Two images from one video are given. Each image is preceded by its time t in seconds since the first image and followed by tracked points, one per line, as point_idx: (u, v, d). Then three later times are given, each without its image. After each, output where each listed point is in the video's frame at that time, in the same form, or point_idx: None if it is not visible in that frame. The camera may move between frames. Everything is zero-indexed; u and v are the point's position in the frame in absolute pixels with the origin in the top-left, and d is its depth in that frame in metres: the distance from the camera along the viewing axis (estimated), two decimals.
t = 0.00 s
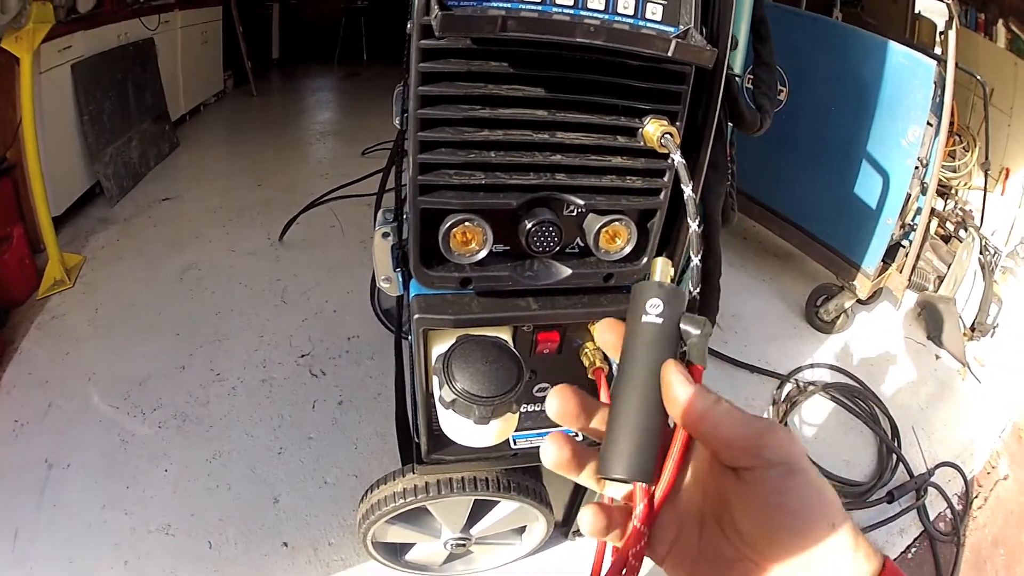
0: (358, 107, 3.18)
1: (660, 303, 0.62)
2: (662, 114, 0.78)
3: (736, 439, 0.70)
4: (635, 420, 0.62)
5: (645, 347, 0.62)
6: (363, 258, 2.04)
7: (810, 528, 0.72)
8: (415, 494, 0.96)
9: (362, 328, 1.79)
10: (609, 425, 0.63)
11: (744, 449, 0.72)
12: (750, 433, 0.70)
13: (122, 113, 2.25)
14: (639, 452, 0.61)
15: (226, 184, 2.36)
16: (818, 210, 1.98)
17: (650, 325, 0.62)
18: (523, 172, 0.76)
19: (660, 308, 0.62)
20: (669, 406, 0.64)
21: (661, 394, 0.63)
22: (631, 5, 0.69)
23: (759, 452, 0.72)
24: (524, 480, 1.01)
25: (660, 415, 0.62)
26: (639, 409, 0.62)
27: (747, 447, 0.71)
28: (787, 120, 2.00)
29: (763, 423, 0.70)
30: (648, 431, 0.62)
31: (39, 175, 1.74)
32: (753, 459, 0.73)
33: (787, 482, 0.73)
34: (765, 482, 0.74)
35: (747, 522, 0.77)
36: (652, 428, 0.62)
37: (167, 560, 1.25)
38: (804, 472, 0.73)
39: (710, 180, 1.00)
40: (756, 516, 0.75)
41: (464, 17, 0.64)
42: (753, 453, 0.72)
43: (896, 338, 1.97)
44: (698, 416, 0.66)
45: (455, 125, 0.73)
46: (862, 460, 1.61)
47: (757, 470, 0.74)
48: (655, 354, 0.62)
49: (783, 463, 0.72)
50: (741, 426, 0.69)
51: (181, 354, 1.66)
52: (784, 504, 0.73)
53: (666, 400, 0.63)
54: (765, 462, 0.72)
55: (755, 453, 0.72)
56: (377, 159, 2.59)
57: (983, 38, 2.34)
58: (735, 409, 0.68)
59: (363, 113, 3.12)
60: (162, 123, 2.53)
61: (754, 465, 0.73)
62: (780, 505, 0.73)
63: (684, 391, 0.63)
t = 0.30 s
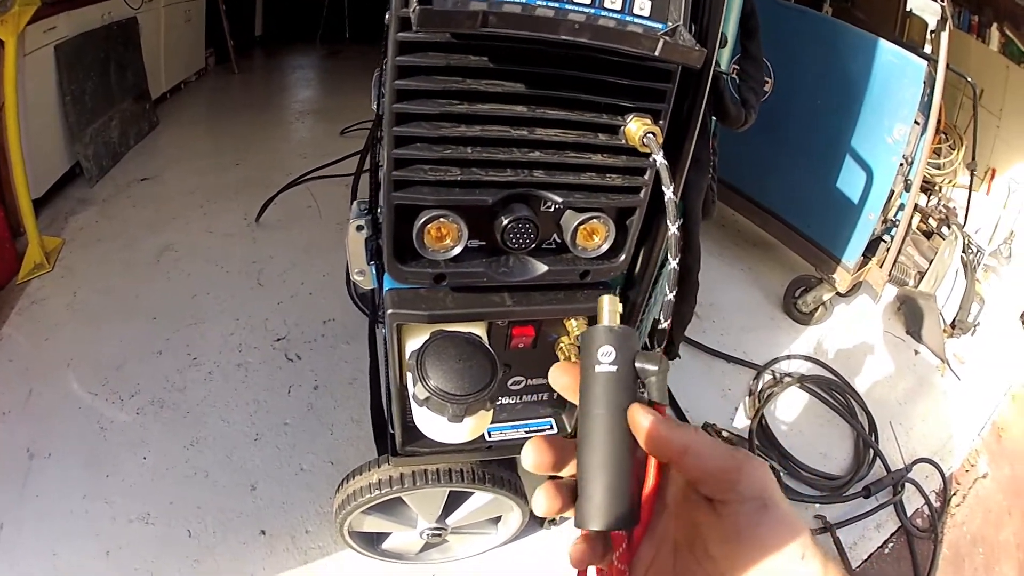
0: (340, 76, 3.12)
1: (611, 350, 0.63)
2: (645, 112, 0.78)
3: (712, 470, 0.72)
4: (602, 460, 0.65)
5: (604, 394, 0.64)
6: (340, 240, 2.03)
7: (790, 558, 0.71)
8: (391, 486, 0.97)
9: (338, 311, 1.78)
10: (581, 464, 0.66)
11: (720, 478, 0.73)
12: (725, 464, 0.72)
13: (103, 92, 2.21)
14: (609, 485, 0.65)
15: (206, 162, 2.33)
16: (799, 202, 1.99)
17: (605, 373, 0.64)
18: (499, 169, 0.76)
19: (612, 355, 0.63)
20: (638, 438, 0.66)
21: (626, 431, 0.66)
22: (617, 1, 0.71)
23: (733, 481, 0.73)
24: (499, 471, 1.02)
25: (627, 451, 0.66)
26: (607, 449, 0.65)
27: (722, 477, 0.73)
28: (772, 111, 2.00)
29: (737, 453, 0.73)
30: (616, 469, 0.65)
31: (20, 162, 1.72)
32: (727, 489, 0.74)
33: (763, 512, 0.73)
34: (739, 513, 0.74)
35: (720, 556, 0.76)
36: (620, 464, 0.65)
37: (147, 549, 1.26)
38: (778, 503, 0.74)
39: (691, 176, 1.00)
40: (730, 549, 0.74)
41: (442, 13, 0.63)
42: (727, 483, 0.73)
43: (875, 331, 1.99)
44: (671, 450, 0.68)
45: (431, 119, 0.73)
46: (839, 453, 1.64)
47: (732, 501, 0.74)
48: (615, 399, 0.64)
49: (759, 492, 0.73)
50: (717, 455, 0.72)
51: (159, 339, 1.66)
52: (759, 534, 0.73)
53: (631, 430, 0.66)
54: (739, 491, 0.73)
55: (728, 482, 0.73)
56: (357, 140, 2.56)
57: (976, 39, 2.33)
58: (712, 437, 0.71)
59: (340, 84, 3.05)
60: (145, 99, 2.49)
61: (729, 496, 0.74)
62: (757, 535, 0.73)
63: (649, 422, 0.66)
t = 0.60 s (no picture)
0: (320, 78, 3.13)
1: (551, 358, 0.66)
2: (608, 122, 0.80)
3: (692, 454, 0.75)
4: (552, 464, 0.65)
5: (547, 402, 0.66)
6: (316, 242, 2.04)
7: (752, 555, 0.73)
8: (362, 486, 0.98)
9: (312, 314, 1.79)
10: (533, 471, 0.67)
11: (696, 465, 0.75)
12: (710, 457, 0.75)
13: (85, 90, 2.21)
14: (561, 489, 0.65)
15: (185, 163, 2.34)
16: (771, 207, 2.03)
17: (547, 381, 0.66)
18: (464, 177, 0.78)
19: (552, 362, 0.66)
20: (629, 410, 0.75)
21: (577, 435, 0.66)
22: (583, 12, 0.73)
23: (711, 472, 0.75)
24: (468, 472, 1.05)
25: (575, 454, 0.66)
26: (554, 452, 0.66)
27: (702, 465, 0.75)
28: (746, 118, 2.03)
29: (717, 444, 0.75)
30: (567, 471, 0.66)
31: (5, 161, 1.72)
32: (703, 480, 0.75)
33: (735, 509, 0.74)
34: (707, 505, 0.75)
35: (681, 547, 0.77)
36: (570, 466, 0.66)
37: (125, 549, 1.27)
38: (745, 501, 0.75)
39: (657, 182, 1.02)
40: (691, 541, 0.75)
41: (408, 27, 0.64)
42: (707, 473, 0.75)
43: (850, 336, 2.02)
44: (658, 424, 0.74)
45: (398, 129, 0.74)
46: (811, 456, 1.67)
47: (702, 490, 0.75)
48: (558, 404, 0.65)
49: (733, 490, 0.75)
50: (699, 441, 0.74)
51: (138, 340, 1.66)
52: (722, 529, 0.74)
53: (625, 402, 0.75)
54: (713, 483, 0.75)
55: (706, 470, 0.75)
56: (332, 142, 2.57)
57: (959, 47, 2.33)
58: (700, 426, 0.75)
59: (318, 86, 3.05)
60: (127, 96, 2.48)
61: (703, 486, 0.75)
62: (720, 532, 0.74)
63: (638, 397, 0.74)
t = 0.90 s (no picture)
0: (320, 83, 3.13)
1: (561, 351, 0.67)
2: (607, 121, 0.80)
3: (692, 451, 0.75)
4: (562, 455, 0.66)
5: (556, 394, 0.66)
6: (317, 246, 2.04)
7: (758, 554, 0.71)
8: (366, 489, 0.99)
9: (313, 317, 1.79)
10: (541, 465, 0.67)
11: (698, 462, 0.75)
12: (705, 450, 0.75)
13: (86, 95, 2.21)
14: (569, 480, 0.65)
15: (186, 167, 2.34)
16: (772, 206, 2.02)
17: (557, 375, 0.67)
18: (465, 177, 0.78)
19: (562, 356, 0.67)
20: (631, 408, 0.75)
21: (587, 429, 0.67)
22: (581, 12, 0.73)
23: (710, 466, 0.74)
24: (473, 475, 1.05)
25: (583, 448, 0.66)
26: (564, 445, 0.66)
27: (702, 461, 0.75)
28: (747, 117, 2.03)
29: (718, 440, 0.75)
30: (575, 464, 0.66)
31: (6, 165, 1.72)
32: (702, 475, 0.75)
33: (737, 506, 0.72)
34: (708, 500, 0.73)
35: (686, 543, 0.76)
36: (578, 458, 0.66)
37: (129, 553, 1.27)
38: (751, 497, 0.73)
39: (658, 181, 1.02)
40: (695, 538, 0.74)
41: (406, 28, 0.64)
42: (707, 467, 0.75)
43: (854, 336, 2.02)
44: (661, 422, 0.75)
45: (398, 130, 0.74)
46: (816, 455, 1.67)
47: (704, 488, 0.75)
48: (568, 397, 0.66)
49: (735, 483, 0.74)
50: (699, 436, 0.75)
51: (140, 345, 1.66)
52: (727, 525, 0.72)
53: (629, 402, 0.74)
54: (714, 477, 0.74)
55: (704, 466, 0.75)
56: (334, 145, 2.57)
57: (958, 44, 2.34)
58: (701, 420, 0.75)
59: (318, 91, 3.05)
60: (128, 101, 2.48)
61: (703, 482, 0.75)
62: (724, 526, 0.72)
63: (643, 398, 0.74)
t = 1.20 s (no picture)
0: (317, 83, 3.13)
1: (567, 333, 0.67)
2: (602, 116, 0.80)
3: (670, 451, 0.73)
4: (571, 431, 0.65)
5: (562, 373, 0.67)
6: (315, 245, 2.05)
7: (749, 550, 0.73)
8: (365, 484, 0.99)
9: (312, 315, 1.80)
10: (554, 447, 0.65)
11: (676, 458, 0.74)
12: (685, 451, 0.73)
13: (83, 97, 2.21)
14: (585, 458, 0.63)
15: (184, 168, 2.34)
16: (769, 201, 2.03)
17: (564, 355, 0.67)
18: (460, 172, 0.78)
19: (569, 337, 0.67)
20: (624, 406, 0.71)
21: (596, 409, 0.66)
22: (574, 8, 0.73)
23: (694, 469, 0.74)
24: (471, 470, 1.05)
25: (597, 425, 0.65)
26: (572, 421, 0.65)
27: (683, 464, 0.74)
28: (743, 112, 2.03)
29: (696, 435, 0.73)
30: (584, 441, 0.64)
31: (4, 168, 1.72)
32: (686, 477, 0.75)
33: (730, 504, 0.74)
34: (699, 504, 0.74)
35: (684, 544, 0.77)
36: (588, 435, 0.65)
37: (129, 552, 1.27)
38: (740, 489, 0.75)
39: (652, 176, 1.02)
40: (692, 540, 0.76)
41: (401, 25, 0.65)
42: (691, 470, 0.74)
43: (852, 330, 2.02)
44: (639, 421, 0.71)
45: (393, 126, 0.74)
46: (815, 450, 1.67)
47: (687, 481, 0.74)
48: (575, 376, 0.67)
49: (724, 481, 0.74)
50: (675, 434, 0.72)
51: (139, 345, 1.66)
52: (725, 527, 0.73)
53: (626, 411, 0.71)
54: (700, 479, 0.74)
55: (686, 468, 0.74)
56: (331, 144, 2.58)
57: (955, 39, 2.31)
58: (676, 416, 0.72)
59: (315, 90, 3.05)
60: (125, 102, 2.48)
61: (689, 485, 0.75)
62: (721, 529, 0.74)
63: (639, 398, 0.70)
